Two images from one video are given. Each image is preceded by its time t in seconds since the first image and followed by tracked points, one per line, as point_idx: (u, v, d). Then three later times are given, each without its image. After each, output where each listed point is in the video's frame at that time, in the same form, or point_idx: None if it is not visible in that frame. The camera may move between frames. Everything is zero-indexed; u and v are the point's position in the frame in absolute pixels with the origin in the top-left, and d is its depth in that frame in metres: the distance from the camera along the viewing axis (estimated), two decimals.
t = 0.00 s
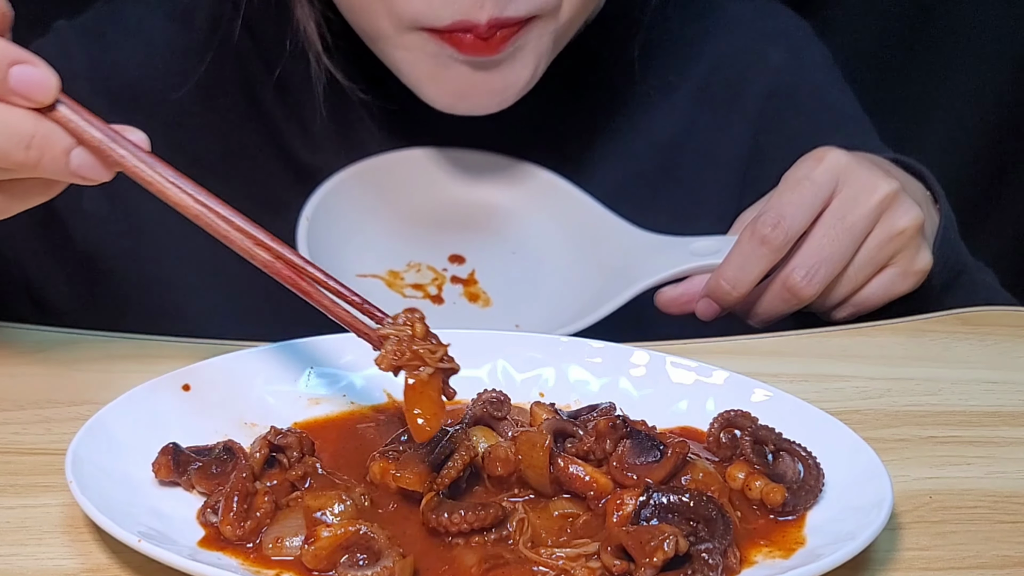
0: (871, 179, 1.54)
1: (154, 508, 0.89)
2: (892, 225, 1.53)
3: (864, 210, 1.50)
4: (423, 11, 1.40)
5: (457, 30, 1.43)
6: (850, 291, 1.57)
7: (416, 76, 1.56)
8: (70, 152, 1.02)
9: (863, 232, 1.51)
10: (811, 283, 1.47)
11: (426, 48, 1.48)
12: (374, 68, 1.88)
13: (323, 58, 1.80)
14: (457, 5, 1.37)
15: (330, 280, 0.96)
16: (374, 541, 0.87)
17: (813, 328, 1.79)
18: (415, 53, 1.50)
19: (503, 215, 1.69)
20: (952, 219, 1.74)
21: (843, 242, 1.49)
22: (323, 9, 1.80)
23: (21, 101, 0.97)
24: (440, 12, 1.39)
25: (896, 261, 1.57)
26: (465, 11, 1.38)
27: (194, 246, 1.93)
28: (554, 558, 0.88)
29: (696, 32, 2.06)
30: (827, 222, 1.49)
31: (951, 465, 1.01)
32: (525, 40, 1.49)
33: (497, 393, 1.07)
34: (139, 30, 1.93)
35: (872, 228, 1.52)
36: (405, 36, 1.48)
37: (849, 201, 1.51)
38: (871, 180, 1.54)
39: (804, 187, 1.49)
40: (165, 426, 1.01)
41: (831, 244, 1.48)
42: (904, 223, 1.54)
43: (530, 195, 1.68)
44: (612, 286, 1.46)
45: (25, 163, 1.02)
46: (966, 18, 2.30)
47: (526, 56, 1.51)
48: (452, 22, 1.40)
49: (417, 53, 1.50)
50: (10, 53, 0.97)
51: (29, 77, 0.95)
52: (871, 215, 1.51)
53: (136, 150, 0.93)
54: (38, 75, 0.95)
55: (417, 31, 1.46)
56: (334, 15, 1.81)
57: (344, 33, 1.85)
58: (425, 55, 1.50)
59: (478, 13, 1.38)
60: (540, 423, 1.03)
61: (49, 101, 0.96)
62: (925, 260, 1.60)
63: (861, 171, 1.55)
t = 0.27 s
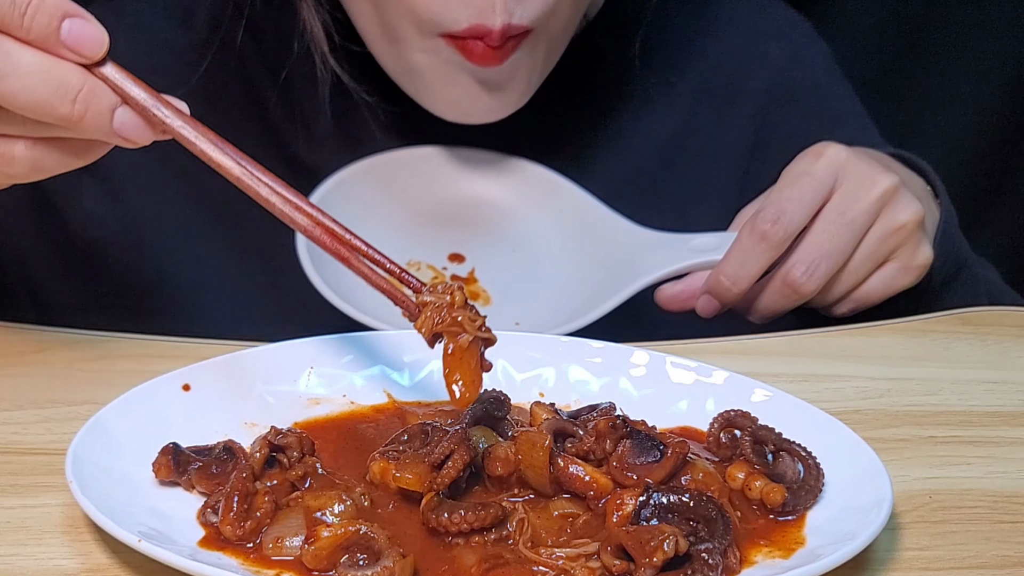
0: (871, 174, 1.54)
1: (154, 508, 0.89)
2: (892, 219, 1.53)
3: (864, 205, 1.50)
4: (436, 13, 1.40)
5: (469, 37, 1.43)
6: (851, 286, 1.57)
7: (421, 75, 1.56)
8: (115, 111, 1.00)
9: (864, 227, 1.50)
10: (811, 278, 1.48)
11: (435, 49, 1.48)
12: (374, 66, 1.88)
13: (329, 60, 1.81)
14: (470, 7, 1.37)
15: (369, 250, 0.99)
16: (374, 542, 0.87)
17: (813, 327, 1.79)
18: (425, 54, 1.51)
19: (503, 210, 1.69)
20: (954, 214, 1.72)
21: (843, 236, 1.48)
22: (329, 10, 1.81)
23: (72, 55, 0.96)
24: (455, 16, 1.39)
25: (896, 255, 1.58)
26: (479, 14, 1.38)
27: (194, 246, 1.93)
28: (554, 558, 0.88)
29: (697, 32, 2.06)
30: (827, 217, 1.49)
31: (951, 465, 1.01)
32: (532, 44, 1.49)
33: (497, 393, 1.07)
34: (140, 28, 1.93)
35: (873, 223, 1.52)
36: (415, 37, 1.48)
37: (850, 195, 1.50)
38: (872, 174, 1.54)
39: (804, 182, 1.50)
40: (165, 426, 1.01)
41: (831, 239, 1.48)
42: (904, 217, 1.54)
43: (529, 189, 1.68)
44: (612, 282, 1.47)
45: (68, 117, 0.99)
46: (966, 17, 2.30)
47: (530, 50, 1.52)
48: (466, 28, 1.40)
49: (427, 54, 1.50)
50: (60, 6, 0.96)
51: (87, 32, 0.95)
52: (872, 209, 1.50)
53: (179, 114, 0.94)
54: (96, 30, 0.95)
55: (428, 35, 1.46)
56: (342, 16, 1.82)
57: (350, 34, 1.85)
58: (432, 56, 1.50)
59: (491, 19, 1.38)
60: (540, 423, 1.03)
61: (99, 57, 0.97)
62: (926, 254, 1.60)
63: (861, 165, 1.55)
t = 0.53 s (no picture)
0: (873, 174, 1.54)
1: (154, 508, 0.89)
2: (895, 219, 1.53)
3: (867, 205, 1.49)
4: (435, 7, 1.40)
5: (467, 31, 1.43)
6: (853, 286, 1.57)
7: (420, 74, 1.57)
8: (111, 112, 0.99)
9: (866, 227, 1.50)
10: (813, 279, 1.48)
11: (432, 46, 1.48)
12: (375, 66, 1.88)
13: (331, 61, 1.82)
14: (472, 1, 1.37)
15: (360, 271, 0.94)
16: (374, 541, 0.87)
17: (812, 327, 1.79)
18: (423, 52, 1.51)
19: (505, 210, 1.69)
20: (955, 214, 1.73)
21: (845, 237, 1.48)
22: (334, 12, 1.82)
23: (71, 54, 0.97)
24: (454, 10, 1.39)
25: (899, 256, 1.57)
26: (477, 9, 1.38)
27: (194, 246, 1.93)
28: (554, 558, 0.88)
29: (697, 32, 2.06)
30: (829, 217, 1.49)
31: (951, 465, 1.01)
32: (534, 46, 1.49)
33: (497, 393, 1.07)
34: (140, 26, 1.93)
35: (875, 223, 1.52)
36: (415, 33, 1.48)
37: (851, 195, 1.50)
38: (873, 175, 1.54)
39: (806, 182, 1.50)
40: (165, 426, 1.01)
41: (833, 239, 1.48)
42: (907, 217, 1.54)
43: (532, 190, 1.68)
44: (615, 283, 1.47)
45: (67, 118, 0.99)
46: (966, 17, 2.30)
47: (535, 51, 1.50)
48: (462, 22, 1.41)
49: (424, 52, 1.51)
50: (63, 6, 0.97)
51: (87, 33, 0.96)
52: (874, 210, 1.50)
53: (175, 119, 0.95)
54: (97, 31, 0.97)
55: (424, 27, 1.45)
56: (344, 18, 1.83)
57: (353, 35, 1.86)
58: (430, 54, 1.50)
59: (490, 13, 1.38)
60: (540, 423, 1.03)
61: (100, 59, 0.98)
62: (928, 254, 1.60)
63: (863, 165, 1.55)
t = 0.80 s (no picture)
0: (872, 175, 1.54)
1: (154, 508, 0.89)
2: (894, 220, 1.53)
3: (866, 206, 1.49)
4: (428, 15, 1.41)
5: (462, 39, 1.44)
6: (853, 287, 1.57)
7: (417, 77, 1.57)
8: (107, 158, 1.02)
9: (865, 228, 1.50)
10: (813, 280, 1.48)
11: (427, 51, 1.49)
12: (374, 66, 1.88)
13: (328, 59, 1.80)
14: (462, 13, 1.38)
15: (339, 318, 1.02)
16: (374, 541, 0.87)
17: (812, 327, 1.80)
18: (417, 54, 1.51)
19: (505, 212, 1.71)
20: (955, 214, 1.74)
21: (845, 238, 1.48)
22: (330, 9, 1.78)
23: (71, 101, 0.98)
24: (447, 19, 1.40)
25: (899, 256, 1.57)
26: (469, 20, 1.39)
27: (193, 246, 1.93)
28: (554, 557, 0.89)
29: (697, 32, 2.06)
30: (829, 218, 1.49)
31: (951, 465, 1.01)
32: (529, 51, 1.49)
33: (497, 393, 1.07)
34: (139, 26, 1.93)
35: (875, 223, 1.52)
36: (413, 32, 1.47)
37: (851, 196, 1.50)
38: (873, 175, 1.54)
39: (805, 183, 1.50)
40: (164, 426, 1.01)
41: (833, 240, 1.48)
42: (906, 218, 1.54)
43: (529, 191, 1.71)
44: (614, 283, 1.46)
45: (62, 163, 1.01)
46: (966, 18, 2.30)
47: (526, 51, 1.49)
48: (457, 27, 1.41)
49: (420, 56, 1.51)
50: (67, 52, 0.98)
51: (89, 81, 0.98)
52: (874, 211, 1.50)
53: (166, 165, 0.99)
54: (99, 81, 0.99)
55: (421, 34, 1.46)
56: (342, 15, 1.79)
57: (349, 30, 1.83)
58: (424, 56, 1.51)
59: (482, 25, 1.39)
60: (540, 423, 1.03)
61: (100, 106, 0.99)
62: (928, 255, 1.61)
63: (862, 166, 1.55)
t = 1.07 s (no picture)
0: (863, 175, 1.54)
1: (155, 508, 0.89)
2: (884, 220, 1.54)
3: (857, 206, 1.50)
4: (424, 10, 1.41)
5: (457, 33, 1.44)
6: (844, 287, 1.57)
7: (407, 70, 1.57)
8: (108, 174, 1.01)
9: (856, 228, 1.51)
10: (804, 280, 1.47)
11: (419, 44, 1.49)
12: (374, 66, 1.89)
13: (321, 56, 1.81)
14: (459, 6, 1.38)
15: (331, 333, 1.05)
16: (374, 541, 0.87)
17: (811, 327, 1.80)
18: (409, 48, 1.51)
19: (498, 212, 1.72)
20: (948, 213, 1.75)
21: (836, 238, 1.49)
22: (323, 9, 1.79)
23: (82, 116, 0.98)
24: (443, 13, 1.40)
25: (890, 256, 1.58)
26: (467, 13, 1.39)
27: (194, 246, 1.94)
28: (553, 557, 0.89)
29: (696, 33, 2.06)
30: (819, 218, 1.49)
31: (950, 465, 1.02)
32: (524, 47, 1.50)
33: (498, 393, 1.07)
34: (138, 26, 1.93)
35: (865, 224, 1.53)
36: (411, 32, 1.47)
37: (841, 197, 1.51)
38: (863, 175, 1.54)
39: (796, 184, 1.50)
40: (165, 427, 1.01)
41: (824, 240, 1.48)
42: (896, 218, 1.55)
43: (523, 191, 1.71)
44: (608, 281, 1.46)
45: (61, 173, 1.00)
46: (966, 18, 2.30)
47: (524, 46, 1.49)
48: (453, 23, 1.41)
49: (411, 49, 1.51)
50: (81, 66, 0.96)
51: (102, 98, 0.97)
52: (864, 211, 1.51)
53: (165, 181, 1.01)
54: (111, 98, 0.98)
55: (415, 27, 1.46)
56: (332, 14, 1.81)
57: (342, 30, 1.84)
58: (415, 50, 1.50)
59: (480, 17, 1.39)
60: (540, 423, 1.03)
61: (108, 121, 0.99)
62: (920, 255, 1.61)
63: (853, 166, 1.55)
